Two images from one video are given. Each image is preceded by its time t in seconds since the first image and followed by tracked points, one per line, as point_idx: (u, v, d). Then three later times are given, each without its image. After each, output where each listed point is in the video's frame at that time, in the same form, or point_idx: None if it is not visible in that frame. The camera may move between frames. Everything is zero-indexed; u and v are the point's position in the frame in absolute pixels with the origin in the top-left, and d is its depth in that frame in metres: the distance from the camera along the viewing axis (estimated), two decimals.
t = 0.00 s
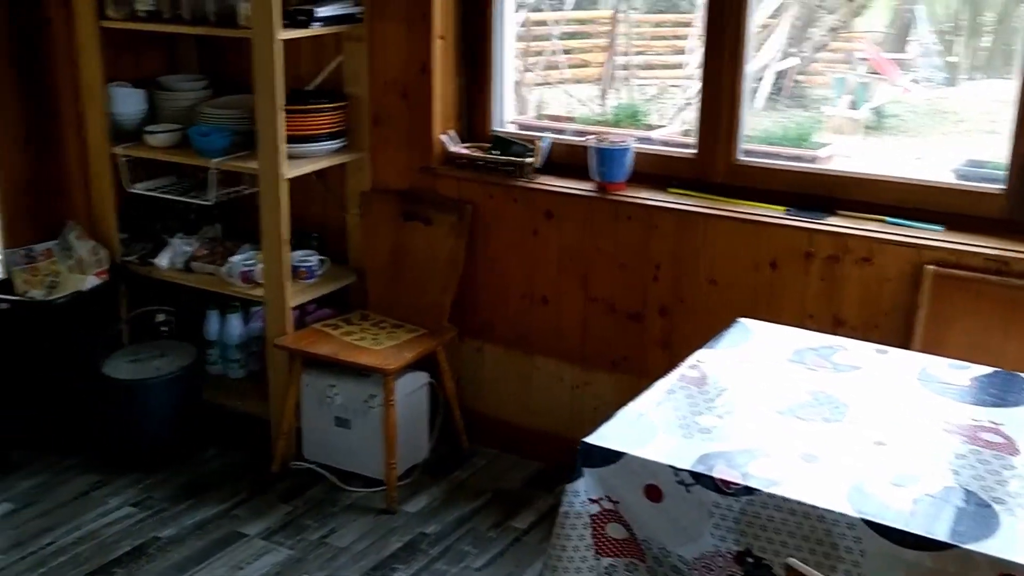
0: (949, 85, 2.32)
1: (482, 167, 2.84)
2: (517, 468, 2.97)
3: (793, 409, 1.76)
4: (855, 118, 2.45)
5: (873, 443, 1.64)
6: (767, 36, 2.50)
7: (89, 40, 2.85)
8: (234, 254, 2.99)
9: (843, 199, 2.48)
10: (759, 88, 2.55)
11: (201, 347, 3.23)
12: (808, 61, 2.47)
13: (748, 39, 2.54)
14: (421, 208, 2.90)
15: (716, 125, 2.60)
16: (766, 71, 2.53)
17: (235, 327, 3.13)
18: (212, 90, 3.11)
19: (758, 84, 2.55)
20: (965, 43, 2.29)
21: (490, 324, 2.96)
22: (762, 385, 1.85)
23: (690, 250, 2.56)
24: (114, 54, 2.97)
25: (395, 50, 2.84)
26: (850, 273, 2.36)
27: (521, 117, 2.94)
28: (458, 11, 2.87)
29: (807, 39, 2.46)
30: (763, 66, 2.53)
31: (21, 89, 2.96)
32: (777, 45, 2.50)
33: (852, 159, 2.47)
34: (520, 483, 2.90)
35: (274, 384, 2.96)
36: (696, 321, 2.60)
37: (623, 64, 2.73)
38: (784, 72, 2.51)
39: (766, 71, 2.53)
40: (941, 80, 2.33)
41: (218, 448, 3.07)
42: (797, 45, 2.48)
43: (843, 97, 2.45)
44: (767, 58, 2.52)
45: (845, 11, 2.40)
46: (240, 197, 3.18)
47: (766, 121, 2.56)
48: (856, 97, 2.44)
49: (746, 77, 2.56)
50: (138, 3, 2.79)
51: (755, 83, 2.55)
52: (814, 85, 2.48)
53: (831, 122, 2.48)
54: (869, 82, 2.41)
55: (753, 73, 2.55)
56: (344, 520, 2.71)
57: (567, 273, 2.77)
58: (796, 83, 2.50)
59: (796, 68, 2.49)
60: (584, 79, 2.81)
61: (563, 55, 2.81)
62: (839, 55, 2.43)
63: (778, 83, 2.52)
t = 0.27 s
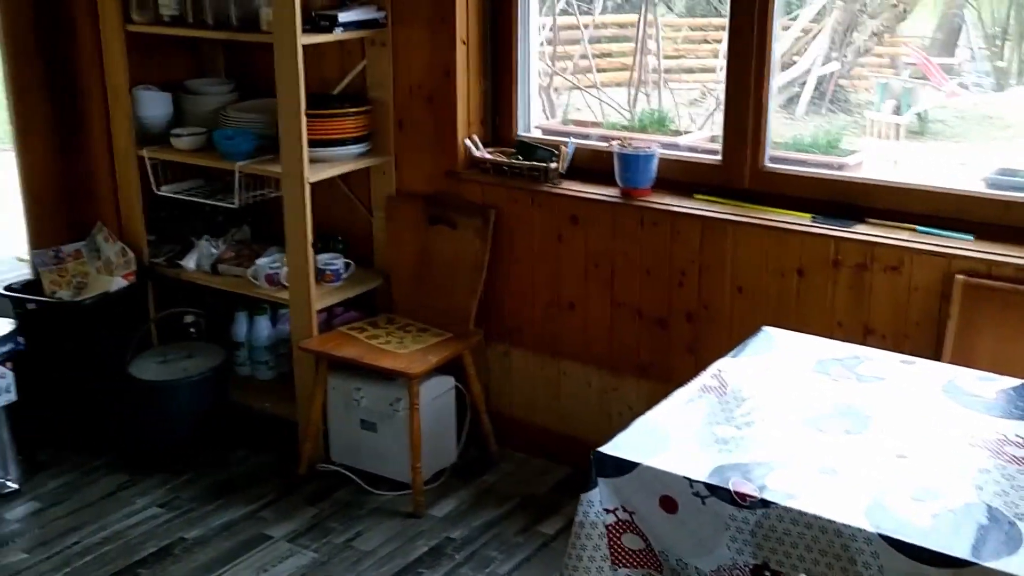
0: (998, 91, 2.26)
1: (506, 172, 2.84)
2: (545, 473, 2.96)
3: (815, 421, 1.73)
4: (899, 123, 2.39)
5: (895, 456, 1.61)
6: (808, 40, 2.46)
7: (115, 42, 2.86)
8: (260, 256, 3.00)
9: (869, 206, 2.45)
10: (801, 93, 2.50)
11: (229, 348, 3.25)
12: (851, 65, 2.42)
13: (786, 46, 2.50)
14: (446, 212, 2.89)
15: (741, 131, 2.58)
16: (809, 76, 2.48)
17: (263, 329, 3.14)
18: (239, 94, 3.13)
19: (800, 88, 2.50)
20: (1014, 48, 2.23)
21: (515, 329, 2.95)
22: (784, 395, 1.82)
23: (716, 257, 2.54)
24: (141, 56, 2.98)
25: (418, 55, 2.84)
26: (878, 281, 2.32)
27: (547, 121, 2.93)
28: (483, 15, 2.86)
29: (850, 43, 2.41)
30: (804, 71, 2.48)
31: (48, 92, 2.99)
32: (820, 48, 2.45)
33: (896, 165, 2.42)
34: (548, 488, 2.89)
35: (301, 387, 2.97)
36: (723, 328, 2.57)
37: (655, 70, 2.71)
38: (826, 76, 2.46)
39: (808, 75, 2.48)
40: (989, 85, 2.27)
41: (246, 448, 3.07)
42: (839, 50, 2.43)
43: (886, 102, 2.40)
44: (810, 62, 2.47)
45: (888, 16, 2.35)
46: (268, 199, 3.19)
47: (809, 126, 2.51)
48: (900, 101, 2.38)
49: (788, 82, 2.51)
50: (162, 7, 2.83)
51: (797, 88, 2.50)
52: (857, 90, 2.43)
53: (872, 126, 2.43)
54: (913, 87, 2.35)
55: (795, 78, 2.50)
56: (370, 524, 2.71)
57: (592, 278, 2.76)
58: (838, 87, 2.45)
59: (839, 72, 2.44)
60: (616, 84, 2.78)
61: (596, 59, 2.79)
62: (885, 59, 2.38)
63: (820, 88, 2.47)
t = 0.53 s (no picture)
0: None
1: (523, 177, 2.83)
2: (563, 480, 2.94)
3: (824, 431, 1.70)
4: (938, 130, 2.33)
5: (904, 469, 1.58)
6: (845, 46, 2.40)
7: (135, 49, 2.95)
8: (279, 259, 3.01)
9: (889, 214, 2.41)
10: (838, 99, 2.44)
11: (249, 352, 3.26)
12: (890, 72, 2.35)
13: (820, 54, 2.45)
14: (464, 217, 2.88)
15: (759, 138, 2.55)
16: (846, 82, 2.42)
17: (282, 332, 3.15)
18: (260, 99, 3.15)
19: (837, 95, 2.44)
20: None
21: (533, 335, 2.93)
22: (794, 405, 1.79)
23: (733, 264, 2.51)
24: (159, 63, 3.06)
25: (434, 60, 2.84)
26: (898, 290, 2.27)
27: (565, 126, 2.92)
28: (499, 20, 2.87)
29: (889, 49, 2.34)
30: (842, 77, 2.42)
31: (71, 97, 3.04)
32: (857, 55, 2.39)
33: (936, 172, 2.35)
34: (566, 495, 2.86)
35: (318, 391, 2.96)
36: (740, 336, 2.54)
37: (682, 78, 2.68)
38: (864, 82, 2.39)
39: (846, 82, 2.42)
40: None
41: (264, 451, 3.08)
42: (877, 55, 2.36)
43: (926, 109, 2.33)
44: (846, 68, 2.41)
45: (927, 21, 2.28)
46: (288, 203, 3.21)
47: (848, 133, 2.45)
48: (939, 109, 2.31)
49: (825, 88, 2.45)
50: (180, 12, 2.90)
51: (836, 94, 2.44)
52: (897, 96, 2.36)
53: (910, 133, 2.36)
54: (953, 94, 2.29)
55: (833, 83, 2.44)
56: (385, 528, 2.70)
57: (609, 285, 2.74)
58: (877, 93, 2.38)
59: (877, 78, 2.38)
60: (639, 90, 2.75)
61: (620, 66, 2.76)
62: (926, 65, 2.30)
63: (858, 94, 2.41)
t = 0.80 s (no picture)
0: None
1: (536, 181, 2.82)
2: (574, 487, 2.92)
3: (831, 439, 1.67)
4: (966, 138, 2.29)
5: (912, 479, 1.55)
6: (873, 54, 2.37)
7: (152, 54, 2.98)
8: (292, 262, 3.02)
9: (905, 221, 2.38)
10: (866, 107, 2.41)
11: (263, 355, 3.26)
12: (919, 79, 2.32)
13: (847, 61, 2.41)
14: (477, 222, 2.88)
15: (773, 143, 2.53)
16: (874, 89, 2.38)
17: (296, 335, 3.15)
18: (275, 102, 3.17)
19: (864, 102, 2.41)
20: None
21: (546, 340, 2.92)
22: (801, 412, 1.77)
23: (746, 271, 2.48)
24: (178, 65, 3.07)
25: (449, 64, 2.85)
26: (912, 298, 2.24)
27: (579, 131, 2.91)
28: (513, 24, 2.86)
29: (918, 56, 2.31)
30: (869, 85, 2.39)
31: (89, 101, 3.07)
32: (885, 62, 2.35)
33: (962, 180, 2.31)
34: (577, 502, 2.84)
35: (330, 394, 2.97)
36: (754, 343, 2.52)
37: (699, 85, 2.67)
38: (892, 90, 2.36)
39: (873, 89, 2.38)
40: None
41: (276, 454, 3.08)
42: (905, 63, 2.33)
43: (954, 117, 2.29)
44: (874, 76, 2.38)
45: (957, 29, 2.25)
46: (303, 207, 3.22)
47: (876, 141, 2.41)
48: (968, 117, 2.28)
49: (852, 96, 2.41)
50: (197, 15, 2.91)
51: (863, 101, 2.41)
52: (925, 104, 2.33)
53: (937, 142, 2.33)
54: (982, 101, 2.25)
55: (860, 91, 2.41)
56: (395, 533, 2.69)
57: (621, 290, 2.72)
58: (905, 101, 2.35)
59: (904, 86, 2.34)
60: (655, 97, 2.74)
61: (639, 71, 2.75)
62: (956, 73, 2.26)
63: (886, 102, 2.37)
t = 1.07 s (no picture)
0: None
1: (546, 186, 2.81)
2: (583, 494, 2.90)
3: (839, 447, 1.65)
4: (986, 146, 2.25)
5: (920, 488, 1.53)
6: (892, 60, 2.33)
7: (164, 57, 3.01)
8: (302, 266, 3.02)
9: (917, 228, 2.36)
10: (885, 113, 2.37)
11: (273, 358, 3.27)
12: (939, 85, 2.28)
13: (868, 67, 2.37)
14: (487, 226, 2.87)
15: (784, 149, 2.52)
16: (893, 95, 2.35)
17: (306, 338, 3.15)
18: (287, 106, 3.18)
19: (884, 108, 2.37)
20: None
21: (555, 346, 2.91)
22: (809, 419, 1.75)
23: (756, 277, 2.46)
24: (190, 68, 3.09)
25: (459, 68, 2.85)
26: (924, 306, 2.22)
27: (590, 136, 2.91)
28: (524, 28, 2.86)
29: (938, 62, 2.27)
30: (888, 91, 2.35)
31: (102, 104, 3.11)
32: (904, 68, 2.32)
33: (981, 187, 2.28)
34: (586, 509, 2.82)
35: (338, 398, 2.96)
36: (764, 350, 2.50)
37: (712, 90, 2.65)
38: (911, 96, 2.32)
39: (892, 95, 2.35)
40: None
41: (285, 458, 3.08)
42: (925, 69, 2.29)
43: (974, 124, 2.26)
44: (893, 82, 2.34)
45: (978, 35, 2.21)
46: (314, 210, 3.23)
47: (896, 146, 2.37)
48: (988, 124, 2.24)
49: (870, 102, 2.38)
50: (207, 18, 2.92)
51: (882, 107, 2.37)
52: (945, 110, 2.29)
53: (956, 148, 2.29)
54: (1003, 108, 2.22)
55: (879, 98, 2.37)
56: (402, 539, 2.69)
57: (631, 296, 2.70)
58: (924, 107, 2.31)
59: (923, 92, 2.30)
60: (668, 102, 2.73)
61: (652, 77, 2.73)
62: (977, 79, 2.23)
63: (905, 108, 2.34)
